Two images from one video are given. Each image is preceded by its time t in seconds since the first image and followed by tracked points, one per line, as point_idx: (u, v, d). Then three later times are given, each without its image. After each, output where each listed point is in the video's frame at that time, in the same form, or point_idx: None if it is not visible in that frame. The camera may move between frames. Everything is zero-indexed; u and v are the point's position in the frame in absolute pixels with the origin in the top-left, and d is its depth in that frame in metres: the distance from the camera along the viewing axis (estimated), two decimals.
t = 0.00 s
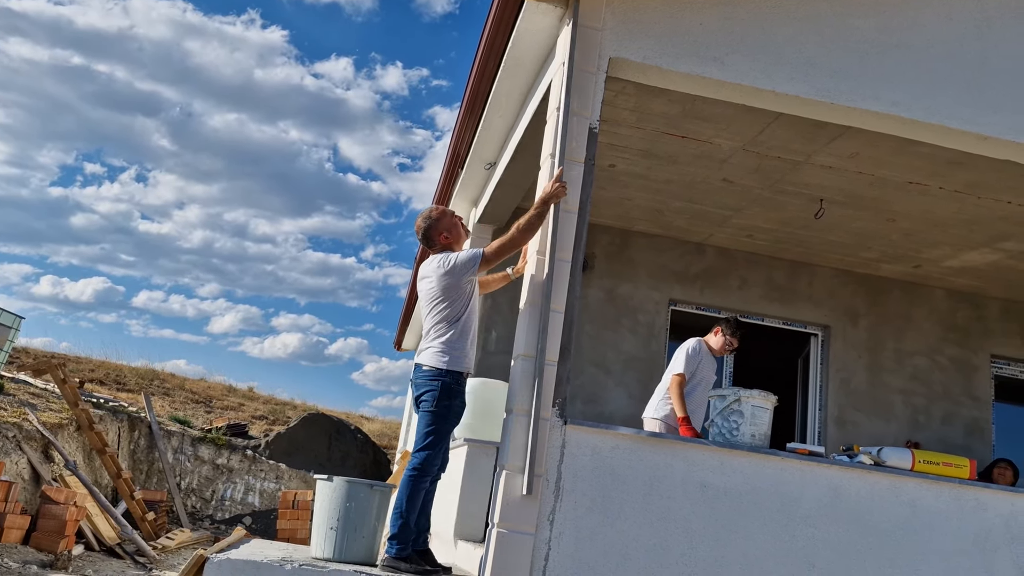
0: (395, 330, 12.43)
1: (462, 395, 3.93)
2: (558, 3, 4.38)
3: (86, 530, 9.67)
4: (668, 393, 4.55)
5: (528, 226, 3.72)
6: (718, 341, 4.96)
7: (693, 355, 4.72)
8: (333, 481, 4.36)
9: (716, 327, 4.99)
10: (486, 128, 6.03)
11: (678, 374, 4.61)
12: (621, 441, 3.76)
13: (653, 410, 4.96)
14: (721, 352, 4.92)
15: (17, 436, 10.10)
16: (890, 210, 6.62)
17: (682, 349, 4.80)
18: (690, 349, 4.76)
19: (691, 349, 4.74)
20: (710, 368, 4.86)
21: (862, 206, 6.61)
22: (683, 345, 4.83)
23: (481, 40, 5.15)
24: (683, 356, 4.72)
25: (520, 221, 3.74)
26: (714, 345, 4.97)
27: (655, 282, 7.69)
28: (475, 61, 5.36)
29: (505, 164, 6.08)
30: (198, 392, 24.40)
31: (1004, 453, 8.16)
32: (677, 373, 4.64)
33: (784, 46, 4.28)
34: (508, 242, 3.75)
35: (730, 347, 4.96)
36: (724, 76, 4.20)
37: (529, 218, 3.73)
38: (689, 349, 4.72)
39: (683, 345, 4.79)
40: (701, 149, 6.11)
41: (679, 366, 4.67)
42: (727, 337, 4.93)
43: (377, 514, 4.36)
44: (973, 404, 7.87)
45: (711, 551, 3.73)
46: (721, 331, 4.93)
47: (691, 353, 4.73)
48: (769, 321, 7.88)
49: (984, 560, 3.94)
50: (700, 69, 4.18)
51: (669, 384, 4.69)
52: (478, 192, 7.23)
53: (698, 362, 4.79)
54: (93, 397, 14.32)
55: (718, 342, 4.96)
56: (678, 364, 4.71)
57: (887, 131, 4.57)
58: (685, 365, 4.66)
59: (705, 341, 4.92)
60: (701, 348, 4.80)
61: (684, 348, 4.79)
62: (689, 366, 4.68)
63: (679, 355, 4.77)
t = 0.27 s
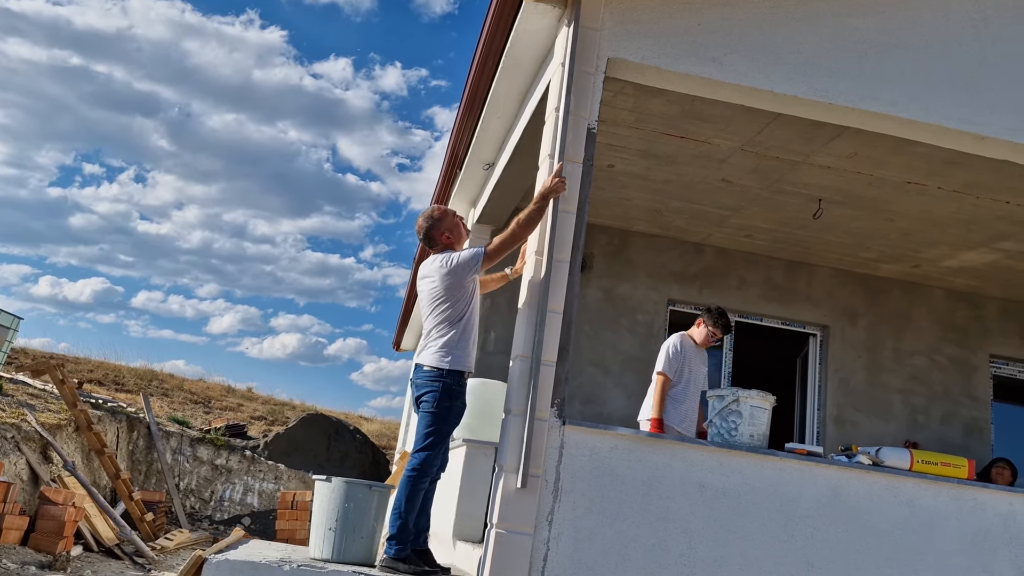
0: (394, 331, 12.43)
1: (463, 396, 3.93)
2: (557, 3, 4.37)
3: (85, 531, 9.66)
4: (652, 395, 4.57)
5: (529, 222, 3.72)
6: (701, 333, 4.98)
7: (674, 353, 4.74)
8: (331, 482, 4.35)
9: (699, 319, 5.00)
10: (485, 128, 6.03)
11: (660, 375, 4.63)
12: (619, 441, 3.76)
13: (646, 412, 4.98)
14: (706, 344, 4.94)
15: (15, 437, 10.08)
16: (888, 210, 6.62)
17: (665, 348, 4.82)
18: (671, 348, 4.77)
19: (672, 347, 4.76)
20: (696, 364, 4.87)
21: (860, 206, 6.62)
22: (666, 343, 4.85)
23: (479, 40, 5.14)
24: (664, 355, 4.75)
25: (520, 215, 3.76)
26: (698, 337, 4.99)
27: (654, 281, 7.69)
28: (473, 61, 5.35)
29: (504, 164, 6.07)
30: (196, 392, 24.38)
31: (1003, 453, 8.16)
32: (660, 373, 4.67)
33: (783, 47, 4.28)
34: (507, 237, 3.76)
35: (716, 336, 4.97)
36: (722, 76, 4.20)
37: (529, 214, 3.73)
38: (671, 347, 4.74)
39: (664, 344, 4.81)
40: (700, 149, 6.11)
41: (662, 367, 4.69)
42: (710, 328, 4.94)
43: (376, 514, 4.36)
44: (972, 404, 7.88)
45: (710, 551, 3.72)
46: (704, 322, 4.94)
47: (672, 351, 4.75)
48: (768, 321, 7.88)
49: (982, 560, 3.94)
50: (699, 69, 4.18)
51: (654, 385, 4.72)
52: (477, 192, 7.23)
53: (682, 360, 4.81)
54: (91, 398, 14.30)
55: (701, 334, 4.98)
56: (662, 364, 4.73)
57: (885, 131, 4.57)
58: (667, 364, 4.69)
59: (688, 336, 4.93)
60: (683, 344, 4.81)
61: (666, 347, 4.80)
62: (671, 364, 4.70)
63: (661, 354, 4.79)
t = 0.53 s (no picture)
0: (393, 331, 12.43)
1: (461, 397, 3.93)
2: (554, 4, 4.38)
3: (83, 532, 9.65)
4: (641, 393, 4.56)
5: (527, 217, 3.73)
6: (684, 325, 4.93)
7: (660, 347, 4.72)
8: (330, 482, 4.35)
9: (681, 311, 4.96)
10: (482, 129, 6.03)
11: (647, 372, 4.61)
12: (617, 441, 3.76)
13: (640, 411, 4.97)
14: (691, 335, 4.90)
15: (13, 438, 10.07)
16: (886, 210, 6.63)
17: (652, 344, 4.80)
18: (657, 344, 4.75)
19: (658, 342, 4.74)
20: (682, 357, 4.85)
21: (858, 206, 6.62)
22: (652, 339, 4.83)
23: (477, 40, 5.15)
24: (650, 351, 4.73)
25: (520, 212, 3.76)
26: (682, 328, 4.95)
27: (652, 282, 7.69)
28: (471, 61, 5.36)
29: (502, 165, 6.08)
30: (195, 393, 24.36)
31: (1001, 453, 8.17)
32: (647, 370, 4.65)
33: (780, 47, 4.29)
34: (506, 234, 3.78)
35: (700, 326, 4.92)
36: (719, 76, 4.20)
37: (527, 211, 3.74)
38: (657, 343, 4.72)
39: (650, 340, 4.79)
40: (698, 150, 6.11)
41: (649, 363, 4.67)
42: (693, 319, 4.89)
43: (374, 515, 4.36)
44: (970, 404, 7.88)
45: (707, 551, 3.73)
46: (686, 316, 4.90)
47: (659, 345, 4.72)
48: (765, 322, 7.89)
49: (980, 560, 3.95)
50: (696, 69, 4.18)
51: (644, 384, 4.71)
52: (475, 193, 7.23)
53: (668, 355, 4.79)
54: (90, 398, 14.29)
55: (685, 326, 4.94)
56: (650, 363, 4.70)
57: (882, 131, 4.58)
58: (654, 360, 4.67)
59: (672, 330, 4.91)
60: (668, 338, 4.79)
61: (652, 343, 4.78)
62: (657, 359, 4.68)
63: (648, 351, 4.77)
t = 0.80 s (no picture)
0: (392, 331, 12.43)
1: (457, 396, 3.92)
2: (552, 4, 4.38)
3: (82, 534, 9.64)
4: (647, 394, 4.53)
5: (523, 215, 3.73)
6: (685, 325, 4.95)
7: (665, 346, 4.70)
8: (328, 483, 4.35)
9: (681, 311, 4.97)
10: (480, 129, 6.03)
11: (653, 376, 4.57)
12: (616, 441, 3.76)
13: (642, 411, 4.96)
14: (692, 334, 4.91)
15: (11, 439, 10.06)
16: (884, 209, 6.63)
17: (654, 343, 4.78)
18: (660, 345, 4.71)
19: (662, 341, 4.72)
20: (682, 359, 4.82)
21: (856, 205, 6.63)
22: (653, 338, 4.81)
23: (475, 40, 5.15)
24: (654, 351, 4.71)
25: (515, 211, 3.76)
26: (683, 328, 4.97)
27: (650, 281, 7.69)
28: (469, 61, 5.36)
29: (500, 165, 6.08)
30: (194, 394, 24.34)
31: (999, 452, 8.18)
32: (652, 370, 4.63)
33: (777, 47, 4.29)
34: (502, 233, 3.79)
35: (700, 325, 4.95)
36: (717, 76, 4.20)
37: (522, 209, 3.75)
38: (660, 342, 4.70)
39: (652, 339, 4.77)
40: (696, 149, 6.11)
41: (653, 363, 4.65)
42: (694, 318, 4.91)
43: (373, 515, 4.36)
44: (968, 403, 7.89)
45: (706, 551, 3.73)
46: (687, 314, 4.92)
47: (663, 344, 4.70)
48: (764, 321, 7.89)
49: (978, 559, 3.95)
50: (694, 69, 4.18)
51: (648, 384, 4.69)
52: (473, 193, 7.23)
53: (671, 354, 4.78)
54: (88, 400, 14.28)
55: (685, 325, 4.96)
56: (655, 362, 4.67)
57: (880, 131, 4.58)
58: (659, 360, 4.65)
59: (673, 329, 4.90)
60: (670, 337, 4.77)
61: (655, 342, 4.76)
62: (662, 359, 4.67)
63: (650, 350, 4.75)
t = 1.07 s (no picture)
0: (390, 332, 12.43)
1: (457, 397, 3.92)
2: (550, 4, 4.38)
3: (80, 535, 9.64)
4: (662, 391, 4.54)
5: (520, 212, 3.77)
6: (706, 332, 4.98)
7: (682, 346, 4.73)
8: (327, 484, 4.35)
9: (702, 318, 5.01)
10: (479, 130, 6.03)
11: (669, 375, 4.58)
12: (615, 441, 3.76)
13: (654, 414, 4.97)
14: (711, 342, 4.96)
15: (9, 441, 10.06)
16: (882, 209, 6.64)
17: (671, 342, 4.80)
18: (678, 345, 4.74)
19: (679, 341, 4.74)
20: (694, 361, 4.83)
21: (854, 205, 6.63)
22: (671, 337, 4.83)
23: (473, 40, 5.15)
24: (671, 349, 4.73)
25: (511, 209, 3.78)
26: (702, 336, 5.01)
27: (649, 282, 7.70)
28: (467, 61, 5.36)
29: (498, 165, 6.08)
30: (192, 395, 24.33)
31: (997, 452, 8.19)
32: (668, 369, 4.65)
33: (775, 47, 4.29)
34: (501, 230, 3.82)
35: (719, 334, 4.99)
36: (715, 76, 4.20)
37: (517, 207, 3.77)
38: (678, 341, 4.72)
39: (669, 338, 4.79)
40: (694, 150, 6.11)
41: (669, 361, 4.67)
42: (715, 327, 4.95)
43: (372, 516, 4.36)
44: (966, 403, 7.90)
45: (705, 551, 3.73)
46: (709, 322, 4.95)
47: (680, 344, 4.73)
48: (762, 321, 7.90)
49: (977, 559, 3.95)
50: (691, 69, 4.18)
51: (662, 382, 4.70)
52: (472, 193, 7.23)
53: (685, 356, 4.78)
54: (87, 401, 14.27)
55: (705, 332, 5.00)
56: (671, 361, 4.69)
57: (878, 131, 4.58)
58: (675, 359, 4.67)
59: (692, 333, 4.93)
60: (688, 338, 4.79)
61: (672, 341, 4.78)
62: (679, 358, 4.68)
63: (666, 348, 4.77)
